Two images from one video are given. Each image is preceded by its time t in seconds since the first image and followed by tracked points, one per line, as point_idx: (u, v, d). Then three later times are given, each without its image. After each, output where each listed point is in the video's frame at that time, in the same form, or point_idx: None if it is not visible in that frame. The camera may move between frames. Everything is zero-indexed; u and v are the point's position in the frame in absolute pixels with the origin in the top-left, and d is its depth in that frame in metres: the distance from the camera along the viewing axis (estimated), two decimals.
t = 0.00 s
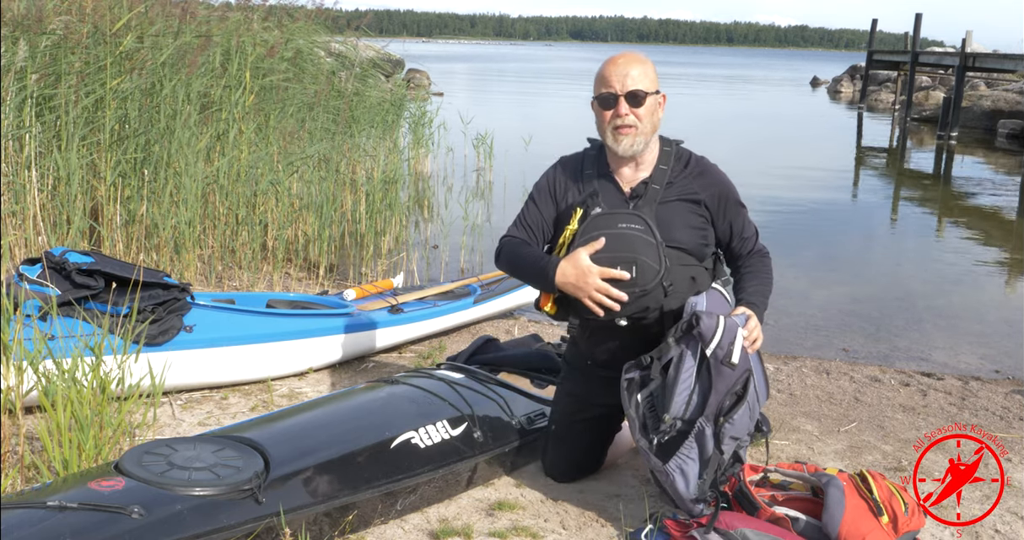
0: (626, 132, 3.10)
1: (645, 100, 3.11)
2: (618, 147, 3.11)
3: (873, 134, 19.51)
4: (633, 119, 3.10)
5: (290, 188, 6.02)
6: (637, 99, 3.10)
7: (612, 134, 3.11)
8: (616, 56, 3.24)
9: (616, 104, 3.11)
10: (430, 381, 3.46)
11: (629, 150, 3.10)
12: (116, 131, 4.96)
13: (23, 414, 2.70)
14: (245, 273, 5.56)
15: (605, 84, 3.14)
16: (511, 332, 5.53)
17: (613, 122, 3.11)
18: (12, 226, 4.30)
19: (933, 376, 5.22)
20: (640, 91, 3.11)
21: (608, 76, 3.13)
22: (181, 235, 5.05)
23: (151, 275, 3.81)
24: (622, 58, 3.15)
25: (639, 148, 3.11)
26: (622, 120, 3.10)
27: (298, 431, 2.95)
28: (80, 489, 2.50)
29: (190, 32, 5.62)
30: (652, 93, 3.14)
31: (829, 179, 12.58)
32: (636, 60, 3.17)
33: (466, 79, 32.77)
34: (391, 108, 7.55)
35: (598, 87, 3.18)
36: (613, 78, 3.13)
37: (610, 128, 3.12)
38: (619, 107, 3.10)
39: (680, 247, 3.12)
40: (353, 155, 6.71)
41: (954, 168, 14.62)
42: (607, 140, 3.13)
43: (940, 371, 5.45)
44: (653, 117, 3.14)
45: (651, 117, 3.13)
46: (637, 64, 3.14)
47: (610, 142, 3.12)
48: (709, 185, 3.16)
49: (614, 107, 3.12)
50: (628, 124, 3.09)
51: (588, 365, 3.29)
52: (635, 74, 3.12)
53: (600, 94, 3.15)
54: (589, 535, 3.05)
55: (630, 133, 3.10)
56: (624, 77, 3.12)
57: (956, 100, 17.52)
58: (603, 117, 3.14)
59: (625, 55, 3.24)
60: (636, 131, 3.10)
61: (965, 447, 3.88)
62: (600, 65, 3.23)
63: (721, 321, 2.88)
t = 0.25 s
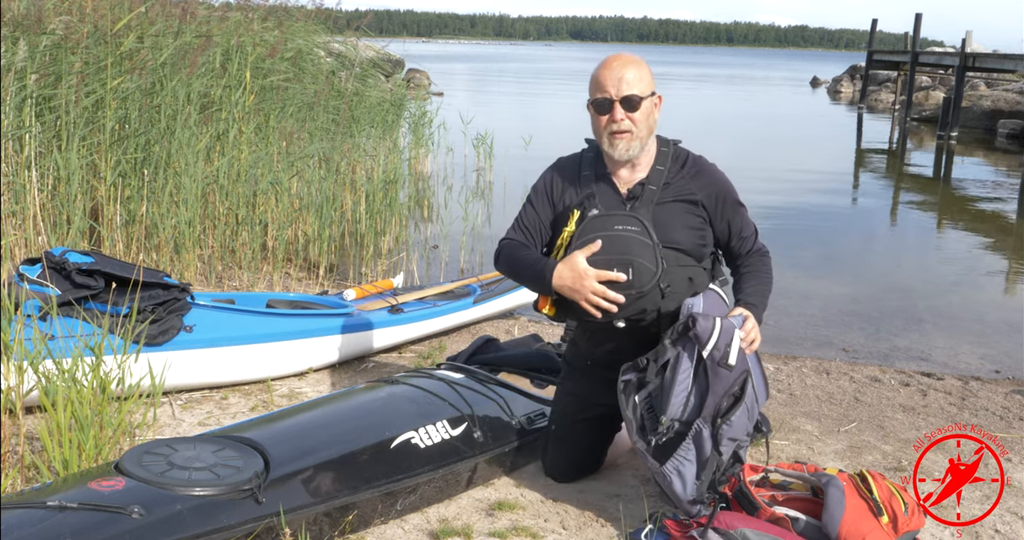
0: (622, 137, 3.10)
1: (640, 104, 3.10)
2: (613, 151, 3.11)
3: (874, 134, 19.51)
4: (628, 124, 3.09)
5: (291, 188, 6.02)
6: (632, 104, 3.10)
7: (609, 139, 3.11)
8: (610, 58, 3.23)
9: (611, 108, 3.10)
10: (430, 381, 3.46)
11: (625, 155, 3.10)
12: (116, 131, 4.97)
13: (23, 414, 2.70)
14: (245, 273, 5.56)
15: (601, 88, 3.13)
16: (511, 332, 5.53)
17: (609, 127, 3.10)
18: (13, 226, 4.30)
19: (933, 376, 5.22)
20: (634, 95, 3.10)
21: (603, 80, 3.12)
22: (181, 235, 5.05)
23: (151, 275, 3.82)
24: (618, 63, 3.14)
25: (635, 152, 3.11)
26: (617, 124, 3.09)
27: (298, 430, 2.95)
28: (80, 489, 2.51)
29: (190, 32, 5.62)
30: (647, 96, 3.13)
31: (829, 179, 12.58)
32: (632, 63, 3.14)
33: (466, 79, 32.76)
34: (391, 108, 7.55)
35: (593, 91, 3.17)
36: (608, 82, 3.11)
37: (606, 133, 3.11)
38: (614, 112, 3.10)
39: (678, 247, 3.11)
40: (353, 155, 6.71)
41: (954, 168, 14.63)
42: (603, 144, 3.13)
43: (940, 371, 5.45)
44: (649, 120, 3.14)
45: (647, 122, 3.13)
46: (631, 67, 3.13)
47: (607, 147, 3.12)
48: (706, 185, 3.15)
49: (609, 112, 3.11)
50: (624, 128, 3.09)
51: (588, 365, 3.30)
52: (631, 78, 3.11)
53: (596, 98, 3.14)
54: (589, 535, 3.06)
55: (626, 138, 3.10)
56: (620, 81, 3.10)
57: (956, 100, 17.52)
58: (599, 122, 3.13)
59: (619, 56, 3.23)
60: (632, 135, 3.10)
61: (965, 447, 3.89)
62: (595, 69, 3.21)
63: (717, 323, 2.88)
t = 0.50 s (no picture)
0: (637, 174, 3.02)
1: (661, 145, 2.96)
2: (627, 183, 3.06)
3: (873, 134, 19.52)
4: (645, 163, 3.00)
5: (291, 188, 6.02)
6: (653, 147, 2.96)
7: (623, 173, 3.03)
8: (626, 80, 2.94)
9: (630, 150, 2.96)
10: (430, 381, 3.46)
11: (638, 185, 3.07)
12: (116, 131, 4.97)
13: (23, 415, 2.70)
14: (245, 273, 5.56)
15: (620, 129, 2.93)
16: (511, 332, 5.53)
17: (626, 166, 3.00)
18: (12, 226, 4.30)
19: (933, 376, 5.22)
20: (655, 139, 2.94)
21: (626, 126, 2.91)
22: (181, 235, 5.05)
23: (151, 275, 3.82)
24: (638, 99, 2.89)
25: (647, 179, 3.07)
26: (635, 165, 2.99)
27: (298, 430, 2.95)
28: (80, 489, 2.50)
29: (190, 32, 5.62)
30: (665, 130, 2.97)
31: (829, 179, 12.59)
32: (651, 95, 2.91)
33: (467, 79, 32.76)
34: (391, 108, 7.56)
35: (609, 125, 2.95)
36: (630, 127, 2.91)
37: (621, 168, 3.02)
38: (633, 156, 2.96)
39: (672, 245, 3.12)
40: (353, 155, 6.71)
41: (954, 168, 14.63)
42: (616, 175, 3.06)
43: (940, 371, 5.45)
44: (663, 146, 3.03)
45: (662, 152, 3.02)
46: (647, 96, 2.91)
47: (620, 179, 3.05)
48: (704, 184, 3.15)
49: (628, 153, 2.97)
50: (640, 168, 3.00)
51: (588, 365, 3.29)
52: (652, 121, 2.91)
53: (613, 137, 2.95)
54: (589, 535, 3.06)
55: (641, 173, 3.03)
56: (642, 127, 2.90)
57: (956, 100, 17.53)
58: (615, 158, 3.00)
59: (635, 76, 2.94)
60: (647, 169, 3.02)
61: (965, 447, 3.89)
62: (609, 94, 2.94)
63: (716, 321, 2.87)
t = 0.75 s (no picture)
0: (644, 179, 3.03)
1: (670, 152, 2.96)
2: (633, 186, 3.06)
3: (873, 134, 19.52)
4: (653, 169, 3.00)
5: (291, 188, 6.02)
6: (662, 154, 2.95)
7: (631, 179, 3.03)
8: (637, 85, 2.93)
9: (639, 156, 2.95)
10: (430, 381, 3.46)
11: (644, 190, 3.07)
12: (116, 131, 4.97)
13: (23, 415, 2.70)
14: (245, 273, 5.56)
15: (631, 135, 2.92)
16: (511, 332, 5.53)
17: (635, 172, 2.99)
18: (13, 226, 4.30)
19: (933, 376, 5.22)
20: (664, 145, 2.94)
21: (636, 132, 2.91)
22: (181, 235, 5.05)
23: (151, 275, 3.82)
24: (651, 106, 2.89)
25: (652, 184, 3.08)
26: (645, 171, 2.99)
27: (297, 430, 2.95)
28: (80, 489, 2.50)
29: (190, 33, 5.62)
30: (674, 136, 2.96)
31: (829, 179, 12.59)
32: (661, 103, 2.91)
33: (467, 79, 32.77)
34: (391, 108, 7.56)
35: (621, 131, 2.94)
36: (641, 133, 2.91)
37: (630, 174, 3.01)
38: (641, 163, 2.95)
39: (673, 251, 3.11)
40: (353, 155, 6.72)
41: (954, 168, 14.63)
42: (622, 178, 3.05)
43: (940, 371, 5.45)
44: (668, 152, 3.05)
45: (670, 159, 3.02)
46: (659, 103, 2.91)
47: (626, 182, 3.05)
48: (707, 190, 3.13)
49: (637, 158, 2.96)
50: (648, 173, 3.01)
51: (588, 364, 3.31)
52: (663, 129, 2.91)
53: (623, 142, 2.95)
54: (588, 535, 3.06)
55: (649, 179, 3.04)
56: (655, 133, 2.91)
57: (956, 100, 17.53)
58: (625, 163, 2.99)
59: (646, 82, 2.94)
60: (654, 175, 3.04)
61: (965, 447, 3.88)
62: (620, 99, 2.93)
63: (717, 329, 2.89)
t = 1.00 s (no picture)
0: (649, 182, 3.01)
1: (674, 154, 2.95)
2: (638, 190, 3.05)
3: (873, 134, 19.52)
4: (658, 172, 2.98)
5: (291, 188, 6.02)
6: (667, 156, 2.94)
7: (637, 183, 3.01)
8: (640, 89, 2.91)
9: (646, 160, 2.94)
10: (430, 381, 3.46)
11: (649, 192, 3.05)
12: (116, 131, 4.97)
13: (23, 415, 2.70)
14: (245, 273, 5.56)
15: (636, 139, 2.90)
16: (511, 332, 5.53)
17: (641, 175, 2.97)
18: (12, 226, 4.30)
19: (933, 376, 5.22)
20: (669, 148, 2.92)
21: (643, 136, 2.89)
22: (181, 235, 5.05)
23: (151, 275, 3.82)
24: (655, 109, 2.88)
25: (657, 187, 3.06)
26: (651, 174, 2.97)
27: (298, 430, 2.95)
28: (80, 489, 2.50)
29: (190, 32, 5.62)
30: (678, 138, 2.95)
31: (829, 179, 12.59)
32: (666, 107, 2.90)
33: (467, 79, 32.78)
34: (391, 108, 7.56)
35: (627, 135, 2.92)
36: (646, 137, 2.89)
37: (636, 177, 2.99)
38: (647, 166, 2.94)
39: (676, 253, 3.10)
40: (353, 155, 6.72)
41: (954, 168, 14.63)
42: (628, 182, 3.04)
43: (940, 371, 5.45)
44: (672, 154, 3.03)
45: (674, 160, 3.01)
46: (664, 107, 2.89)
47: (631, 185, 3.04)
48: (709, 192, 3.12)
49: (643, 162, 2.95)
50: (654, 176, 2.99)
51: (588, 364, 3.31)
52: (668, 132, 2.90)
53: (628, 147, 2.93)
54: (589, 535, 3.06)
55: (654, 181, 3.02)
56: (661, 135, 2.89)
57: (956, 100, 17.53)
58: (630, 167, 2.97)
59: (649, 85, 2.92)
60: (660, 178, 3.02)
61: (965, 447, 3.89)
62: (624, 104, 2.92)
63: (723, 329, 2.88)
